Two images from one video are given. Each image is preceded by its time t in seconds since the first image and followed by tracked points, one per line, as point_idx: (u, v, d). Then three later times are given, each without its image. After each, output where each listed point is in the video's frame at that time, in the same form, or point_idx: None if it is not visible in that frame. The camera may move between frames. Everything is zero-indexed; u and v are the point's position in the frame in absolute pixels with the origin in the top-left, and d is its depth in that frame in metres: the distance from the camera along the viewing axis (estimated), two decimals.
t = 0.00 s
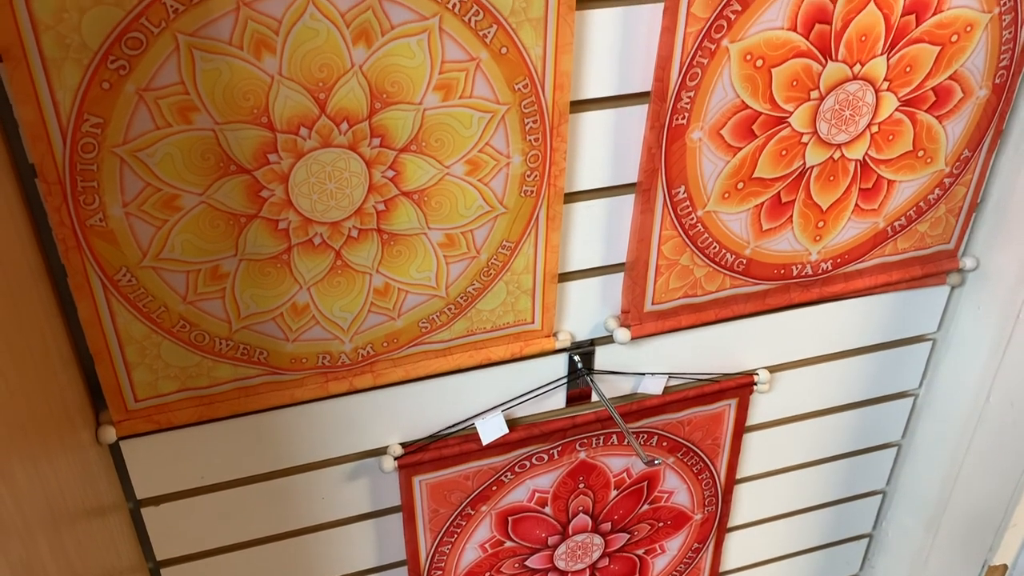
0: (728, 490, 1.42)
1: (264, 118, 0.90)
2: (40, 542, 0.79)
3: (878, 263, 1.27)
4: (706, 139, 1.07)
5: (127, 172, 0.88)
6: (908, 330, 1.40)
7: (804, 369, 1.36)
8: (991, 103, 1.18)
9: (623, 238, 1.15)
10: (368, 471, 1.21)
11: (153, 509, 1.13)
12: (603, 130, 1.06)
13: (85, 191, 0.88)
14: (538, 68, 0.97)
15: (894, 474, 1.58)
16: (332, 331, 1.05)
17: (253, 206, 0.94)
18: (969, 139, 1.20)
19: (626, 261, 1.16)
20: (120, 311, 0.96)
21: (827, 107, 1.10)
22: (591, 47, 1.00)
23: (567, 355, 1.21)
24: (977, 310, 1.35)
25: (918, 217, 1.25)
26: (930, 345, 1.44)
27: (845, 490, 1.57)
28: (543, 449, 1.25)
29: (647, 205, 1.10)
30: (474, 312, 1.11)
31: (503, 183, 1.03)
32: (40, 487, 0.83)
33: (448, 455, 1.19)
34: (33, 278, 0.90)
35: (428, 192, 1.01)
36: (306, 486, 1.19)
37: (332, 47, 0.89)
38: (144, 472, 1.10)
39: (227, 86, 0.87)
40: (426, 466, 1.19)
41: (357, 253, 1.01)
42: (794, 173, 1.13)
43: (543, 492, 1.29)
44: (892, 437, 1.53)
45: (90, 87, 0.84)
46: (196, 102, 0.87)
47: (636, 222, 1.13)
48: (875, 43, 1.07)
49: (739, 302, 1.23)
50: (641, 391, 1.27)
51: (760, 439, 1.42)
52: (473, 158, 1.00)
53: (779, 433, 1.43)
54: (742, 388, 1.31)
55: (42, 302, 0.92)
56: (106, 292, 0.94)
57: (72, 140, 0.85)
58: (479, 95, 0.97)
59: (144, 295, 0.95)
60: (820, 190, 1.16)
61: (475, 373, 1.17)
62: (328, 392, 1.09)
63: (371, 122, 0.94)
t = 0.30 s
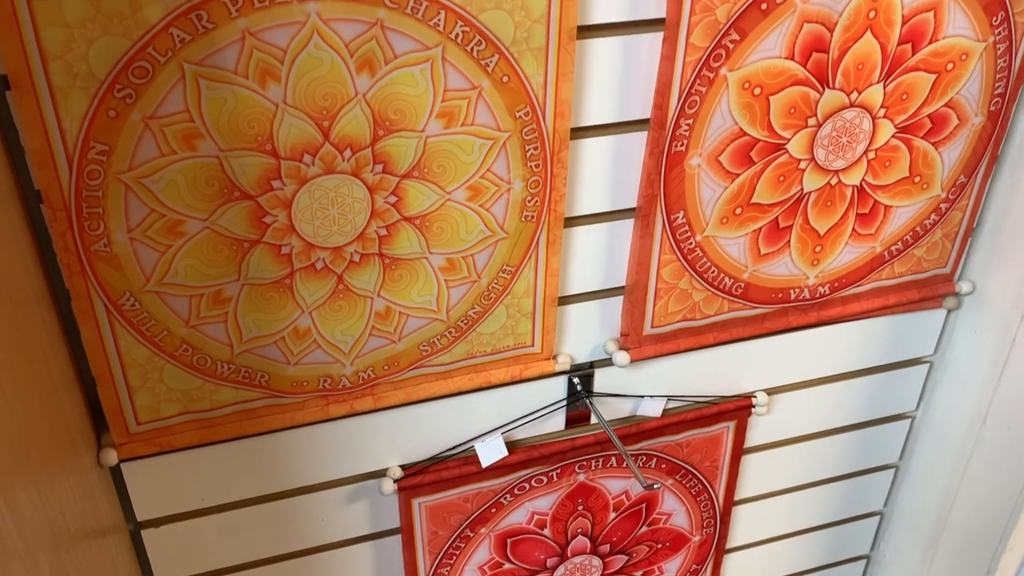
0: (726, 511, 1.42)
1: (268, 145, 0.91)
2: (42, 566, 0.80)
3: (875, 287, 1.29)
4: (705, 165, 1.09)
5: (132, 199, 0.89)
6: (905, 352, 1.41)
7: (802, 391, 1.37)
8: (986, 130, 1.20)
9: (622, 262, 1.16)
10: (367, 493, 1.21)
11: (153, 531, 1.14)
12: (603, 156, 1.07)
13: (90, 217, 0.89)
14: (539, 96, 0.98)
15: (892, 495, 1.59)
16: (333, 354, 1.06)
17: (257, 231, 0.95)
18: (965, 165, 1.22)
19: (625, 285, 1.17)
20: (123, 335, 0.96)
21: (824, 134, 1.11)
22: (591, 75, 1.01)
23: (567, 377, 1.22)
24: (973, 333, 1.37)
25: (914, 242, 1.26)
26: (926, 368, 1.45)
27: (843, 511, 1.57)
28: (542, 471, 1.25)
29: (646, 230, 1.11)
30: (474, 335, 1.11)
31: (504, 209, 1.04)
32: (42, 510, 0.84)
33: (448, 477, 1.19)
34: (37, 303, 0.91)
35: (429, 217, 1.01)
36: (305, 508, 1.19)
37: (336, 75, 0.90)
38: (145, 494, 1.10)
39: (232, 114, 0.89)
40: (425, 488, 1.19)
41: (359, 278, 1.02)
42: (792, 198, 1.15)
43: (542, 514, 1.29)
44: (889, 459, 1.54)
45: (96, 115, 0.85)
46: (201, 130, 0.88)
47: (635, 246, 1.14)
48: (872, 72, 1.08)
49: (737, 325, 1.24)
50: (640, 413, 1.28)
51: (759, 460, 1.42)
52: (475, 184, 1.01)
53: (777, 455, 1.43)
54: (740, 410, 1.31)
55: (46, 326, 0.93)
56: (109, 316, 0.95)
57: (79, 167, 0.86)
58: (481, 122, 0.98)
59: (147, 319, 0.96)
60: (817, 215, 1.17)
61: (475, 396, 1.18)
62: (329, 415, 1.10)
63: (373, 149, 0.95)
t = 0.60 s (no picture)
0: (725, 533, 1.42)
1: (271, 173, 0.92)
2: None
3: (872, 309, 1.29)
4: (703, 190, 1.10)
5: (135, 226, 0.90)
6: (903, 374, 1.42)
7: (800, 413, 1.38)
8: (981, 154, 1.21)
9: (621, 286, 1.17)
10: (367, 516, 1.21)
11: (153, 554, 1.14)
12: (602, 182, 1.08)
13: (93, 244, 0.90)
14: (539, 123, 0.99)
15: (891, 515, 1.59)
16: (334, 379, 1.06)
17: (259, 257, 0.96)
18: (960, 190, 1.23)
19: (624, 308, 1.18)
20: (125, 361, 0.97)
21: (821, 159, 1.12)
22: (590, 103, 1.02)
23: (566, 400, 1.23)
24: (970, 355, 1.37)
25: (911, 265, 1.27)
26: (924, 389, 1.46)
27: (842, 532, 1.57)
28: (542, 494, 1.26)
29: (645, 254, 1.12)
30: (474, 358, 1.12)
31: (504, 234, 1.05)
32: (44, 536, 0.84)
33: (448, 500, 1.20)
34: (40, 329, 0.91)
35: (430, 243, 1.02)
36: (305, 531, 1.19)
37: (339, 104, 0.91)
38: (145, 518, 1.10)
39: (235, 142, 0.89)
40: (425, 511, 1.20)
41: (360, 302, 1.02)
42: (789, 223, 1.15)
43: (542, 537, 1.30)
44: (888, 479, 1.54)
45: (101, 145, 0.85)
46: (204, 158, 0.89)
47: (634, 270, 1.14)
48: (867, 98, 1.10)
49: (736, 348, 1.25)
50: (639, 435, 1.28)
51: (758, 482, 1.43)
52: (475, 210, 1.02)
53: (776, 476, 1.44)
54: (739, 432, 1.32)
55: (49, 352, 0.93)
56: (112, 342, 0.95)
57: (83, 195, 0.87)
58: (481, 149, 0.99)
59: (149, 345, 0.97)
60: (814, 239, 1.18)
61: (475, 419, 1.18)
62: (329, 439, 1.10)
63: (375, 176, 0.96)
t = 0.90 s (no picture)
0: (721, 554, 1.43)
1: (269, 203, 0.93)
2: None
3: (866, 332, 1.30)
4: (696, 217, 1.11)
5: (135, 256, 0.91)
6: (896, 396, 1.43)
7: (795, 435, 1.38)
8: (972, 179, 1.22)
9: (616, 311, 1.18)
10: (364, 541, 1.22)
11: None
12: (596, 209, 1.10)
13: (93, 274, 0.91)
14: (534, 152, 1.01)
15: (886, 537, 1.60)
16: (331, 405, 1.07)
17: (257, 286, 0.97)
18: (952, 214, 1.24)
19: (619, 332, 1.19)
20: (123, 389, 0.97)
21: (813, 185, 1.13)
22: (584, 132, 1.04)
23: (562, 424, 1.23)
24: (963, 377, 1.38)
25: (904, 288, 1.28)
26: (918, 410, 1.47)
27: (838, 553, 1.58)
28: (538, 518, 1.27)
29: (640, 280, 1.13)
30: (471, 384, 1.13)
31: (500, 260, 1.06)
32: (43, 566, 0.84)
33: (444, 525, 1.20)
34: (40, 359, 0.92)
35: (427, 270, 1.03)
36: (303, 556, 1.20)
37: (337, 135, 0.92)
38: (143, 545, 1.11)
39: (233, 174, 0.91)
40: (422, 535, 1.20)
41: (356, 329, 1.03)
42: (782, 248, 1.17)
43: (538, 560, 1.31)
44: (883, 500, 1.55)
45: (101, 177, 0.87)
46: (203, 189, 0.90)
47: (629, 295, 1.15)
48: (859, 125, 1.11)
49: (730, 372, 1.26)
50: (635, 458, 1.29)
51: (754, 504, 1.43)
52: (471, 238, 1.03)
53: (771, 499, 1.44)
54: (734, 455, 1.33)
55: (48, 380, 0.94)
56: (111, 371, 0.96)
57: (83, 227, 0.88)
58: (477, 178, 1.00)
59: (148, 373, 0.97)
60: (807, 264, 1.19)
61: (472, 443, 1.19)
62: (326, 464, 1.11)
63: (372, 205, 0.97)
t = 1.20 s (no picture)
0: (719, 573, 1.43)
1: (267, 225, 0.94)
2: None
3: (862, 351, 1.31)
4: (692, 237, 1.12)
5: (133, 278, 0.91)
6: (893, 414, 1.43)
7: (793, 454, 1.39)
8: (966, 199, 1.23)
9: (613, 331, 1.18)
10: (361, 561, 1.21)
11: None
12: (593, 229, 1.10)
13: (92, 297, 0.91)
14: (531, 173, 1.01)
15: (885, 555, 1.60)
16: (328, 426, 1.07)
17: (255, 307, 0.97)
18: (946, 234, 1.25)
19: (617, 351, 1.19)
20: (121, 410, 0.98)
21: (808, 206, 1.14)
22: (580, 153, 1.05)
23: (560, 443, 1.23)
24: (959, 396, 1.39)
25: (899, 307, 1.29)
26: (915, 429, 1.47)
27: (836, 571, 1.58)
28: (536, 537, 1.26)
29: (636, 300, 1.13)
30: (468, 404, 1.13)
31: (497, 281, 1.07)
32: None
33: (442, 545, 1.20)
34: (37, 381, 0.92)
35: (424, 291, 1.04)
36: None
37: (335, 158, 0.93)
38: (139, 566, 1.11)
39: (232, 197, 0.91)
40: (419, 556, 1.20)
41: (354, 350, 1.03)
42: (778, 267, 1.17)
43: None
44: (881, 518, 1.55)
45: (100, 200, 0.87)
46: (202, 212, 0.91)
47: (626, 315, 1.16)
48: (853, 146, 1.12)
49: (728, 391, 1.26)
50: (633, 478, 1.29)
51: (752, 522, 1.43)
52: (469, 258, 1.04)
53: (769, 517, 1.44)
54: (732, 474, 1.33)
55: (46, 402, 0.94)
56: (109, 392, 0.96)
57: (82, 249, 0.89)
58: (474, 199, 1.01)
59: (146, 394, 0.98)
60: (803, 283, 1.20)
61: (469, 463, 1.19)
62: (324, 485, 1.11)
63: (369, 227, 0.98)
